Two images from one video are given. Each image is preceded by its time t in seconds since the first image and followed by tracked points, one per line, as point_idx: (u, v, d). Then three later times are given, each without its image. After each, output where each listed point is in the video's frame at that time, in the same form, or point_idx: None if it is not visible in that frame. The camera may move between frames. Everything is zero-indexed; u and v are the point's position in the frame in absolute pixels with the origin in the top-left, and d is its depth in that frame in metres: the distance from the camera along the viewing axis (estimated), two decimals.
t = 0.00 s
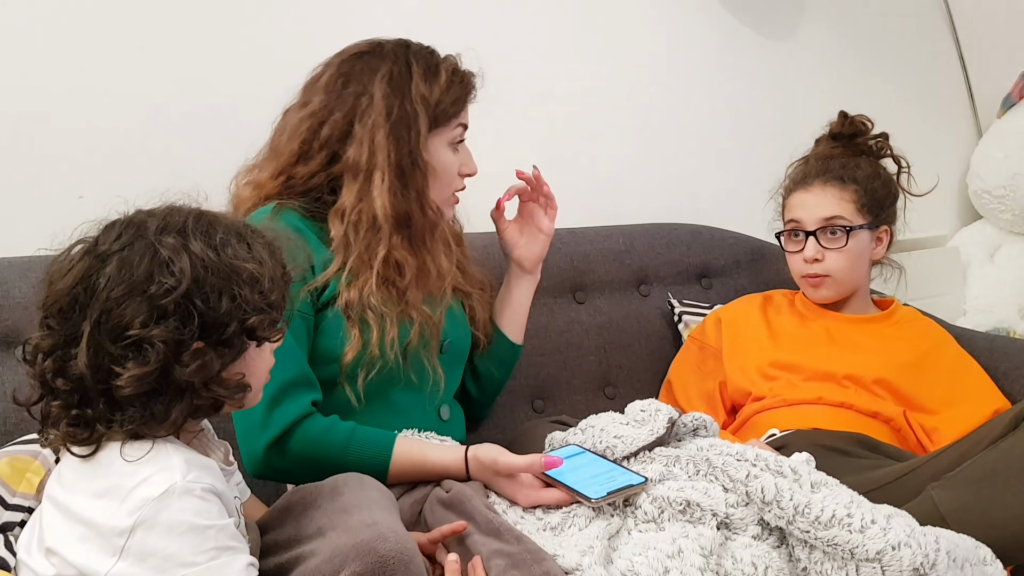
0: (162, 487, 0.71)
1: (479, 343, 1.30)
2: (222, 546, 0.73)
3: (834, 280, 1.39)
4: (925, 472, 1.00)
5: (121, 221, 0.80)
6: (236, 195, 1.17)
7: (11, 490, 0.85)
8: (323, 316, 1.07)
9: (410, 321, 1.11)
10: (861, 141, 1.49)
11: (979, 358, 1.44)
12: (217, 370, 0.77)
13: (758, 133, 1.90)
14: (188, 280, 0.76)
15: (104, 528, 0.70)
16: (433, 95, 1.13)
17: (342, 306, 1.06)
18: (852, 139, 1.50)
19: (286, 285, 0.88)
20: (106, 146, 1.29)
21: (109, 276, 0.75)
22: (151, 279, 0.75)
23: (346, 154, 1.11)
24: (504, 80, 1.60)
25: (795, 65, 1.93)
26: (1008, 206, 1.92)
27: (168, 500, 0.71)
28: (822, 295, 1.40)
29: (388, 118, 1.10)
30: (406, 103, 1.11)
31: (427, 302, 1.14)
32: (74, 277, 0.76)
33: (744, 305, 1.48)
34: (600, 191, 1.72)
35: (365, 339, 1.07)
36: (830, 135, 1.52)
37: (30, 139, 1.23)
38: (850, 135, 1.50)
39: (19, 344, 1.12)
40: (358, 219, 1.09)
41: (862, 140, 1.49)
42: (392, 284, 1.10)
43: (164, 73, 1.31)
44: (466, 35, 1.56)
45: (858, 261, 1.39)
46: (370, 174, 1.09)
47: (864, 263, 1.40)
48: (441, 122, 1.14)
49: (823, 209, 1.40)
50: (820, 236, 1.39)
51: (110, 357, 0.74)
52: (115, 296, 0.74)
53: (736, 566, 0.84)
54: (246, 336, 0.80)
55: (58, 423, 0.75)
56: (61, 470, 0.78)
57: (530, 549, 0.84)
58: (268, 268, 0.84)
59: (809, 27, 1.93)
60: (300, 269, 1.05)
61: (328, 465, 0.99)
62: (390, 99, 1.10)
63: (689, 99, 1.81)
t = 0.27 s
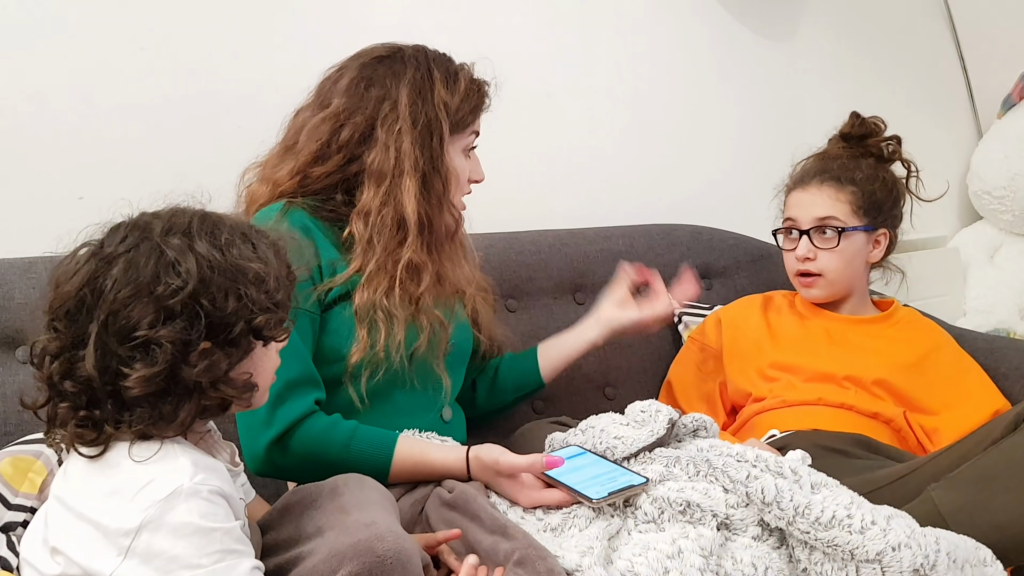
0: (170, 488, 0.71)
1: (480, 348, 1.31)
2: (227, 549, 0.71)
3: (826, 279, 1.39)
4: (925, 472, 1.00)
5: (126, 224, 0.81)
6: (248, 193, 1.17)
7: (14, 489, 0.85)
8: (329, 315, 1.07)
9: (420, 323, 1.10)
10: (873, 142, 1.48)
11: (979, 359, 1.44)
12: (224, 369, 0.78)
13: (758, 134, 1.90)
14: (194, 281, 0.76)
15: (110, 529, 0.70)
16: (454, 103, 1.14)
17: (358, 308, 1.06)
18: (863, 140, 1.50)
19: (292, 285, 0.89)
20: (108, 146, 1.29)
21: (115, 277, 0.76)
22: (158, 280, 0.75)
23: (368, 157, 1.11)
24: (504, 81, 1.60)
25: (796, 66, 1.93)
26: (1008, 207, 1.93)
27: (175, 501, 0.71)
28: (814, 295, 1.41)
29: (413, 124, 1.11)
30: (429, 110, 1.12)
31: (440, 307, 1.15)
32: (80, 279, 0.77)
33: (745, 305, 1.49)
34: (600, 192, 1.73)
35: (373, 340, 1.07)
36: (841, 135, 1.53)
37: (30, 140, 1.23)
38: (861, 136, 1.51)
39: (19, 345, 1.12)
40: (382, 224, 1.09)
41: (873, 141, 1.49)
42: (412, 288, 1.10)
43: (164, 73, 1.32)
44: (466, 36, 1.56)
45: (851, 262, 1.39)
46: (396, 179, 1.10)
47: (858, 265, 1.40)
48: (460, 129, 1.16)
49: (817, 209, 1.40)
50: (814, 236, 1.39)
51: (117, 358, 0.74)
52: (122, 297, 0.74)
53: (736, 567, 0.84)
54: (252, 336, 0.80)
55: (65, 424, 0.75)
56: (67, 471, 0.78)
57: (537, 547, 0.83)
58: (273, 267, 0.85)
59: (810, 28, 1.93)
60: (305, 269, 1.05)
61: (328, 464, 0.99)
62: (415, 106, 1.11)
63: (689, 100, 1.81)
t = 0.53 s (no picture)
0: (186, 491, 0.71)
1: (483, 355, 1.32)
2: (240, 556, 0.72)
3: (822, 277, 1.39)
4: (925, 471, 0.99)
5: (136, 220, 0.81)
6: (258, 189, 1.17)
7: (17, 487, 0.87)
8: (338, 311, 1.08)
9: (430, 325, 1.12)
10: (874, 141, 1.48)
11: (979, 357, 1.44)
12: (242, 357, 0.78)
13: (757, 133, 1.90)
14: (209, 269, 0.76)
15: (125, 529, 0.69)
16: (467, 103, 1.14)
17: (370, 306, 1.06)
18: (864, 139, 1.50)
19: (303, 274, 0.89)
20: (107, 145, 1.29)
21: (130, 270, 0.76)
22: (173, 271, 0.76)
23: (381, 156, 1.11)
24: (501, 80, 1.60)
25: (795, 65, 1.93)
26: (1007, 205, 1.93)
27: (191, 504, 0.71)
28: (808, 291, 1.41)
29: (427, 124, 1.10)
30: (443, 110, 1.12)
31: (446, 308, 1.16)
32: (95, 275, 0.77)
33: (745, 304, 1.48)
34: (599, 191, 1.72)
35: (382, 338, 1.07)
36: (843, 134, 1.52)
37: (29, 139, 1.23)
38: (863, 136, 1.50)
39: (19, 344, 1.12)
40: (393, 223, 1.08)
41: (874, 141, 1.49)
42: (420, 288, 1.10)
43: (163, 72, 1.31)
44: (466, 35, 1.56)
45: (849, 260, 1.39)
46: (409, 178, 1.09)
47: (856, 263, 1.40)
48: (472, 130, 1.15)
49: (815, 206, 1.40)
50: (811, 233, 1.39)
51: (136, 350, 0.74)
52: (138, 289, 0.74)
53: (735, 565, 0.84)
54: (267, 324, 0.81)
55: (85, 419, 0.75)
56: (82, 465, 0.78)
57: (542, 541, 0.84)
58: (285, 257, 0.85)
59: (809, 27, 1.93)
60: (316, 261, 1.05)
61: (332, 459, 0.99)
62: (429, 106, 1.11)
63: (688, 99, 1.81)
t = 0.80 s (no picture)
0: (201, 462, 0.72)
1: (481, 357, 1.31)
2: (259, 516, 0.73)
3: (824, 273, 1.39)
4: (924, 469, 1.00)
5: (136, 218, 0.81)
6: (259, 191, 1.17)
7: (19, 485, 0.87)
8: (337, 310, 1.07)
9: (433, 326, 1.13)
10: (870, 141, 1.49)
11: (977, 355, 1.44)
12: (247, 346, 0.78)
13: (755, 132, 1.90)
14: (211, 261, 0.77)
15: (140, 506, 0.70)
16: (469, 102, 1.14)
17: (375, 306, 1.06)
18: (859, 142, 1.51)
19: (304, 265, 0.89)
20: (107, 145, 1.29)
21: (132, 265, 0.76)
22: (175, 263, 0.76)
23: (384, 157, 1.11)
24: (500, 79, 1.60)
25: (793, 64, 1.93)
26: (1006, 204, 1.93)
27: (207, 474, 0.72)
28: (809, 286, 1.41)
29: (430, 124, 1.10)
30: (445, 109, 1.12)
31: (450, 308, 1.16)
32: (97, 272, 0.77)
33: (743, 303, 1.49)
34: (597, 191, 1.73)
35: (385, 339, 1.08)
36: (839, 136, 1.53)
37: (28, 139, 1.23)
38: (858, 138, 1.51)
39: (17, 344, 1.12)
40: (399, 222, 1.09)
41: (869, 143, 1.50)
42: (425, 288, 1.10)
43: (162, 72, 1.31)
44: (464, 34, 1.56)
45: (849, 256, 1.39)
46: (414, 177, 1.10)
47: (856, 258, 1.40)
48: (475, 128, 1.16)
49: (816, 201, 1.40)
50: (813, 227, 1.39)
51: (141, 344, 0.74)
52: (141, 283, 0.74)
53: (733, 563, 0.84)
54: (270, 315, 0.81)
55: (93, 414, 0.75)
56: (90, 457, 0.78)
57: (539, 540, 0.83)
58: (285, 248, 0.85)
59: (807, 26, 1.94)
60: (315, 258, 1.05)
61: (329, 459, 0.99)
62: (431, 105, 1.11)
63: (687, 98, 1.81)
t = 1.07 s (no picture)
0: (191, 435, 0.74)
1: (480, 356, 1.32)
2: (253, 474, 0.75)
3: (819, 270, 1.38)
4: (923, 466, 0.99)
5: (122, 215, 0.82)
6: (257, 192, 1.17)
7: (18, 486, 0.87)
8: (335, 312, 1.07)
9: (433, 326, 1.13)
10: (869, 144, 1.50)
11: (976, 353, 1.44)
12: (230, 339, 0.78)
13: (753, 130, 1.90)
14: (193, 255, 0.77)
15: (137, 486, 0.72)
16: (466, 101, 1.14)
17: (374, 307, 1.06)
18: (860, 142, 1.52)
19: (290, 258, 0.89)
20: (103, 145, 1.28)
21: (115, 260, 0.76)
22: (156, 258, 0.76)
23: (382, 156, 1.11)
24: (497, 77, 1.60)
25: (791, 62, 1.93)
26: (1003, 202, 1.93)
27: (198, 445, 0.74)
28: (802, 283, 1.39)
29: (428, 123, 1.10)
30: (442, 108, 1.12)
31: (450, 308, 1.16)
32: (82, 268, 0.78)
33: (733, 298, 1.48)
34: (595, 190, 1.73)
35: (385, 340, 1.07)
36: (838, 136, 1.53)
37: (25, 139, 1.23)
38: (858, 139, 1.52)
39: (15, 345, 1.12)
40: (399, 221, 1.09)
41: (869, 144, 1.51)
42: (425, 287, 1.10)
43: (160, 72, 1.31)
44: (461, 34, 1.56)
45: (846, 254, 1.38)
46: (412, 177, 1.10)
47: (850, 258, 1.40)
48: (473, 128, 1.16)
49: (818, 199, 1.40)
50: (811, 225, 1.39)
51: (124, 338, 0.74)
52: (123, 277, 0.75)
53: (732, 561, 0.85)
54: (254, 308, 0.81)
55: (79, 406, 0.76)
56: (83, 457, 0.79)
57: (534, 543, 0.82)
58: (270, 242, 0.86)
59: (805, 25, 1.94)
60: (309, 261, 1.04)
61: (328, 458, 0.99)
62: (428, 105, 1.11)
63: (685, 97, 1.82)
